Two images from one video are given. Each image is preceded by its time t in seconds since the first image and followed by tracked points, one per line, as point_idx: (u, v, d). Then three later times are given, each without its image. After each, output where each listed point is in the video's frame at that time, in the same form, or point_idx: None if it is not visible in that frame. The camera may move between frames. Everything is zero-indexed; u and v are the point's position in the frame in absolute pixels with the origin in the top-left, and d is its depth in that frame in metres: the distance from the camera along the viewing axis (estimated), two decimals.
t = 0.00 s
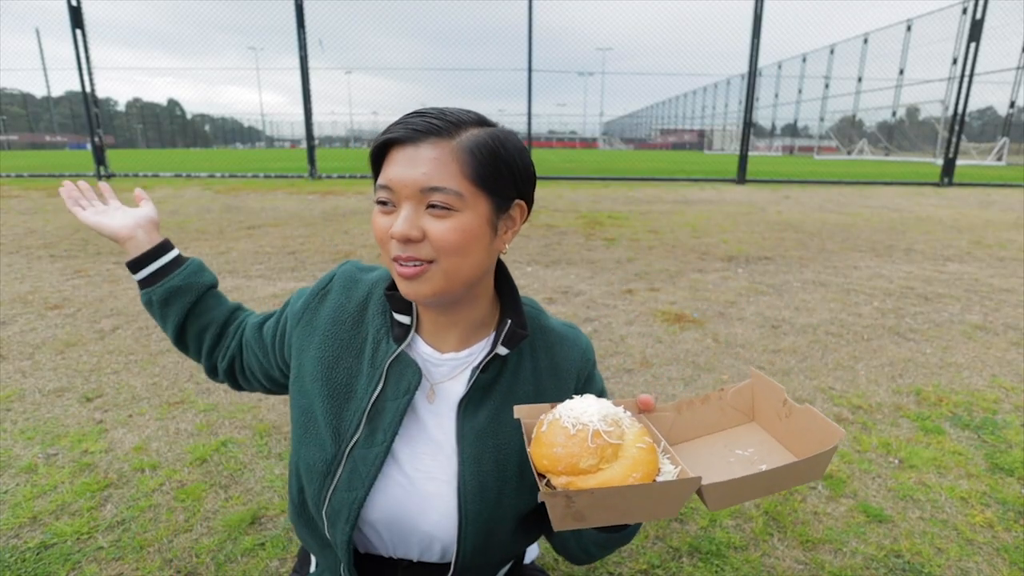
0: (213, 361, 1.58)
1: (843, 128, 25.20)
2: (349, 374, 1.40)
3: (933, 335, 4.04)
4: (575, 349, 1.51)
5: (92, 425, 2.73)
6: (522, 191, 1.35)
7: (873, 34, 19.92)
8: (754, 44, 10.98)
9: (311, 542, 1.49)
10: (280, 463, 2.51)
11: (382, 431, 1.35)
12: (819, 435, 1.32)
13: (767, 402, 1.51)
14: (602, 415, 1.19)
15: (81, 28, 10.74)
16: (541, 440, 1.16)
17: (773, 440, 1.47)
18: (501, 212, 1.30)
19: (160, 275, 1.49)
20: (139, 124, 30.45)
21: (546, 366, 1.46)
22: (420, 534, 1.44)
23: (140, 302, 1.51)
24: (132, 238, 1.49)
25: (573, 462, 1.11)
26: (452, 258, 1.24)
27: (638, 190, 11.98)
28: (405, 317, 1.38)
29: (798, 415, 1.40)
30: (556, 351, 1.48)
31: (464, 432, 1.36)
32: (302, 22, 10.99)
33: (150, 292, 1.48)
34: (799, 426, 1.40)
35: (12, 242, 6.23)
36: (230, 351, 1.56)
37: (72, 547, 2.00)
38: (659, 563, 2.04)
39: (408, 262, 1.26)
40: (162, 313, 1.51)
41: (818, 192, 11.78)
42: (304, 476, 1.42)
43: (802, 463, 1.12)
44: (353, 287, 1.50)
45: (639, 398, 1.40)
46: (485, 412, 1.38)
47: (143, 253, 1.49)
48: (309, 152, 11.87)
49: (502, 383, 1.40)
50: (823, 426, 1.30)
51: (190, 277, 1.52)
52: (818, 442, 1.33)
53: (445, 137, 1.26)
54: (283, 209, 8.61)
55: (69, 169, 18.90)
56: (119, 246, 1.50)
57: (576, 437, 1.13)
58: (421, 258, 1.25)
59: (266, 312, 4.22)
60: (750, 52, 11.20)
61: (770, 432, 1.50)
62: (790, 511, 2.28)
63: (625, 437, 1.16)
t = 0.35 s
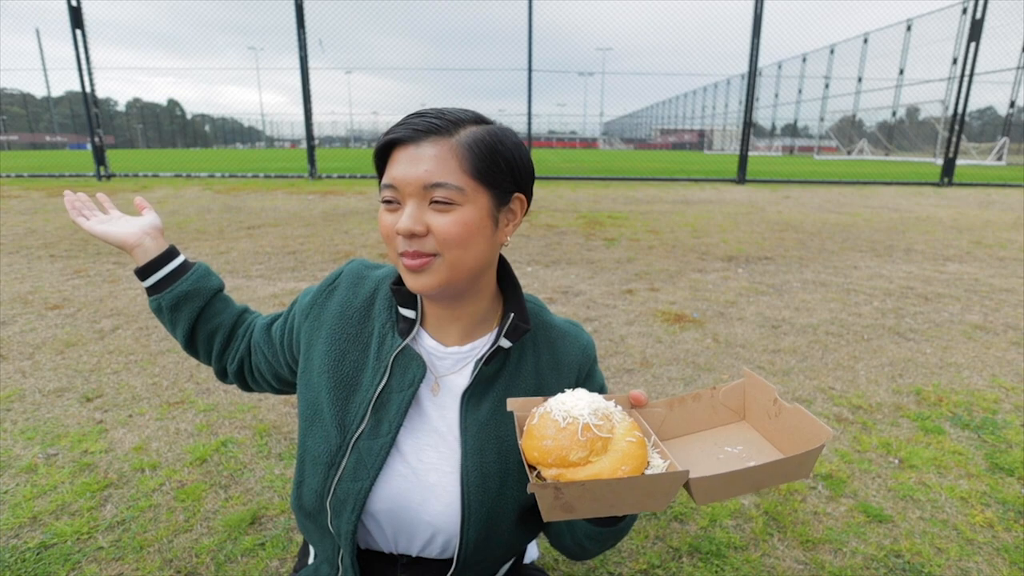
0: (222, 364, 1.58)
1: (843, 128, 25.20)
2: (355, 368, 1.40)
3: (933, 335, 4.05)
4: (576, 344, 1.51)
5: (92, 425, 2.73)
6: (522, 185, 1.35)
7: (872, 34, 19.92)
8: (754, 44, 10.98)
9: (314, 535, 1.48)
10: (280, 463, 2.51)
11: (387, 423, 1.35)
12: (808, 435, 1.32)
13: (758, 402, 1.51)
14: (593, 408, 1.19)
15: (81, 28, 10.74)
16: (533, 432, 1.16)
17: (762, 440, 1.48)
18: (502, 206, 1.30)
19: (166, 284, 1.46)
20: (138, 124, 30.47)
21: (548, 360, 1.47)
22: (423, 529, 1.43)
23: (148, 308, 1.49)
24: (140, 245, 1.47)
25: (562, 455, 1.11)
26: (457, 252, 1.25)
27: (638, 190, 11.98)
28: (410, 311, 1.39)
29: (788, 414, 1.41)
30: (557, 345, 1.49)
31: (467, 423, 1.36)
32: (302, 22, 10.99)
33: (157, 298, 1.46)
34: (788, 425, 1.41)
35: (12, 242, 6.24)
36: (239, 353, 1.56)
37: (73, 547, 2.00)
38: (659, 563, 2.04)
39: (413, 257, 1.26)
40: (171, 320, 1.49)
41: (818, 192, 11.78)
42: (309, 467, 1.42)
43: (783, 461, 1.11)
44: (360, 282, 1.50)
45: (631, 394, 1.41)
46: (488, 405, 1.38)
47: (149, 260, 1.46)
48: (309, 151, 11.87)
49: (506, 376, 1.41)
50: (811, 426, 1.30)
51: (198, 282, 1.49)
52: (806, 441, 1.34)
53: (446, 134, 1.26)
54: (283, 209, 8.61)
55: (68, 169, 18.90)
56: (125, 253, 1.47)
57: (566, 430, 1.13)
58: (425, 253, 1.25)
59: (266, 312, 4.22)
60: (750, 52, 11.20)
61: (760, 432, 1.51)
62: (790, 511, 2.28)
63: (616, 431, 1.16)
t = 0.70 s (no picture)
0: (217, 367, 1.57)
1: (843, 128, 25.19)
2: (358, 366, 1.40)
3: (933, 335, 4.04)
4: (576, 338, 1.52)
5: (92, 425, 2.73)
6: (523, 182, 1.36)
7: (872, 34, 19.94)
8: (754, 44, 10.98)
9: (316, 534, 1.47)
10: (280, 464, 2.51)
11: (391, 419, 1.35)
12: (813, 414, 1.34)
13: (760, 387, 1.53)
14: (616, 393, 1.20)
15: (82, 28, 10.75)
16: (557, 416, 1.16)
17: (764, 421, 1.50)
18: (503, 202, 1.31)
19: (162, 285, 1.45)
20: (139, 124, 30.48)
21: (549, 354, 1.47)
22: (426, 525, 1.43)
23: (143, 309, 1.47)
24: (136, 246, 1.45)
25: (590, 437, 1.11)
26: (459, 246, 1.24)
27: (638, 190, 11.99)
28: (412, 308, 1.39)
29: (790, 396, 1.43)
30: (558, 339, 1.49)
31: (472, 417, 1.37)
32: (302, 22, 10.99)
33: (154, 299, 1.45)
34: (790, 406, 1.43)
35: (12, 242, 6.24)
36: (235, 356, 1.55)
37: (73, 547, 2.00)
38: (659, 563, 2.05)
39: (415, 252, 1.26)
40: (165, 322, 1.48)
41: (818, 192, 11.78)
42: (311, 466, 1.41)
43: (796, 437, 1.15)
44: (360, 281, 1.50)
45: (640, 383, 1.42)
46: (492, 399, 1.38)
47: (145, 261, 1.45)
48: (309, 152, 11.88)
49: (509, 370, 1.41)
50: (816, 405, 1.32)
51: (194, 284, 1.48)
52: (811, 420, 1.36)
53: (449, 130, 1.27)
54: (283, 209, 8.61)
55: (68, 169, 18.92)
56: (121, 253, 1.45)
57: (593, 413, 1.13)
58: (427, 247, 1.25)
59: (265, 312, 4.22)
60: (750, 52, 11.21)
61: (762, 414, 1.52)
62: (789, 511, 2.28)
63: (638, 414, 1.17)
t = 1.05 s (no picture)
0: (218, 368, 1.57)
1: (843, 128, 25.19)
2: (360, 365, 1.40)
3: (933, 335, 4.04)
4: (576, 336, 1.53)
5: (92, 425, 2.73)
6: (524, 181, 1.37)
7: (872, 34, 19.95)
8: (754, 44, 10.98)
9: (318, 532, 1.47)
10: (280, 464, 2.51)
11: (393, 417, 1.35)
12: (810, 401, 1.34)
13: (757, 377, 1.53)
14: (613, 376, 1.20)
15: (82, 28, 10.76)
16: (554, 399, 1.16)
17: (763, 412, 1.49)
18: (505, 197, 1.31)
19: (165, 286, 1.45)
20: (139, 124, 30.49)
21: (550, 352, 1.48)
22: (428, 523, 1.43)
23: (145, 311, 1.46)
24: (138, 248, 1.45)
25: (587, 418, 1.11)
26: (463, 239, 1.24)
27: (637, 190, 11.99)
28: (414, 307, 1.39)
29: (788, 385, 1.43)
30: (558, 337, 1.50)
31: (474, 413, 1.37)
32: (302, 22, 11.00)
33: (155, 301, 1.44)
34: (788, 395, 1.43)
35: (12, 242, 6.24)
36: (237, 357, 1.55)
37: (73, 547, 2.00)
38: (659, 563, 2.04)
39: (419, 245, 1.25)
40: (168, 323, 1.47)
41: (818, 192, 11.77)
42: (313, 464, 1.41)
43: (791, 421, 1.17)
44: (362, 281, 1.50)
45: (638, 373, 1.41)
46: (494, 395, 1.39)
47: (148, 263, 1.45)
48: (309, 152, 11.88)
49: (510, 367, 1.41)
50: (812, 391, 1.33)
51: (196, 285, 1.48)
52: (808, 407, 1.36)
53: (452, 126, 1.28)
54: (282, 209, 8.61)
55: (68, 169, 18.93)
56: (123, 256, 1.45)
57: (589, 394, 1.14)
58: (431, 240, 1.24)
59: (265, 312, 4.22)
60: (750, 52, 11.22)
61: (761, 405, 1.52)
62: (790, 511, 2.28)
63: (634, 397, 1.17)
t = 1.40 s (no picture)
0: (215, 371, 1.56)
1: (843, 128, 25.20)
2: (360, 366, 1.39)
3: (933, 335, 4.04)
4: (575, 335, 1.53)
5: (92, 425, 2.73)
6: (524, 180, 1.37)
7: (872, 34, 19.97)
8: (754, 44, 10.99)
9: (319, 533, 1.47)
10: (280, 464, 2.51)
11: (394, 417, 1.35)
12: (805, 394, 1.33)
13: (755, 371, 1.53)
14: (611, 375, 1.20)
15: (82, 28, 10.76)
16: (552, 400, 1.16)
17: (759, 406, 1.48)
18: (506, 196, 1.32)
19: (159, 290, 1.44)
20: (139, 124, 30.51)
21: (550, 351, 1.48)
22: (428, 522, 1.43)
23: (139, 316, 1.46)
24: (131, 251, 1.44)
25: (585, 418, 1.11)
26: (466, 236, 1.24)
27: (637, 190, 12.00)
28: (415, 307, 1.40)
29: (783, 379, 1.42)
30: (558, 336, 1.50)
31: (475, 412, 1.37)
32: (302, 23, 11.01)
33: (150, 305, 1.44)
34: (785, 387, 1.42)
35: (12, 242, 6.24)
36: (233, 360, 1.55)
37: (73, 548, 2.00)
38: (659, 563, 2.04)
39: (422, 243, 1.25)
40: (162, 328, 1.47)
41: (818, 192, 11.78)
42: (314, 465, 1.41)
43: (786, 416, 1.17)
44: (360, 281, 1.50)
45: (636, 369, 1.41)
46: (495, 397, 1.38)
47: (141, 266, 1.44)
48: (309, 152, 11.88)
49: (510, 365, 1.41)
50: (807, 386, 1.33)
51: (192, 288, 1.48)
52: (804, 400, 1.35)
53: (454, 125, 1.28)
54: (282, 209, 8.61)
55: (68, 169, 18.94)
56: (116, 259, 1.45)
57: (588, 394, 1.14)
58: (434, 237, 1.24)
59: (264, 313, 4.22)
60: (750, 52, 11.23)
61: (758, 400, 1.51)
62: (790, 511, 2.28)
63: (632, 397, 1.17)
